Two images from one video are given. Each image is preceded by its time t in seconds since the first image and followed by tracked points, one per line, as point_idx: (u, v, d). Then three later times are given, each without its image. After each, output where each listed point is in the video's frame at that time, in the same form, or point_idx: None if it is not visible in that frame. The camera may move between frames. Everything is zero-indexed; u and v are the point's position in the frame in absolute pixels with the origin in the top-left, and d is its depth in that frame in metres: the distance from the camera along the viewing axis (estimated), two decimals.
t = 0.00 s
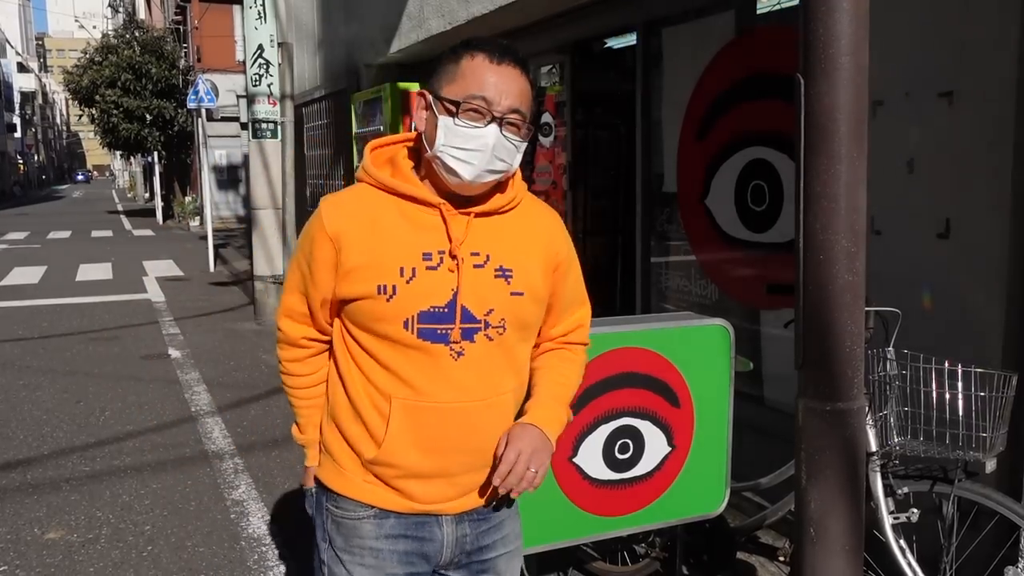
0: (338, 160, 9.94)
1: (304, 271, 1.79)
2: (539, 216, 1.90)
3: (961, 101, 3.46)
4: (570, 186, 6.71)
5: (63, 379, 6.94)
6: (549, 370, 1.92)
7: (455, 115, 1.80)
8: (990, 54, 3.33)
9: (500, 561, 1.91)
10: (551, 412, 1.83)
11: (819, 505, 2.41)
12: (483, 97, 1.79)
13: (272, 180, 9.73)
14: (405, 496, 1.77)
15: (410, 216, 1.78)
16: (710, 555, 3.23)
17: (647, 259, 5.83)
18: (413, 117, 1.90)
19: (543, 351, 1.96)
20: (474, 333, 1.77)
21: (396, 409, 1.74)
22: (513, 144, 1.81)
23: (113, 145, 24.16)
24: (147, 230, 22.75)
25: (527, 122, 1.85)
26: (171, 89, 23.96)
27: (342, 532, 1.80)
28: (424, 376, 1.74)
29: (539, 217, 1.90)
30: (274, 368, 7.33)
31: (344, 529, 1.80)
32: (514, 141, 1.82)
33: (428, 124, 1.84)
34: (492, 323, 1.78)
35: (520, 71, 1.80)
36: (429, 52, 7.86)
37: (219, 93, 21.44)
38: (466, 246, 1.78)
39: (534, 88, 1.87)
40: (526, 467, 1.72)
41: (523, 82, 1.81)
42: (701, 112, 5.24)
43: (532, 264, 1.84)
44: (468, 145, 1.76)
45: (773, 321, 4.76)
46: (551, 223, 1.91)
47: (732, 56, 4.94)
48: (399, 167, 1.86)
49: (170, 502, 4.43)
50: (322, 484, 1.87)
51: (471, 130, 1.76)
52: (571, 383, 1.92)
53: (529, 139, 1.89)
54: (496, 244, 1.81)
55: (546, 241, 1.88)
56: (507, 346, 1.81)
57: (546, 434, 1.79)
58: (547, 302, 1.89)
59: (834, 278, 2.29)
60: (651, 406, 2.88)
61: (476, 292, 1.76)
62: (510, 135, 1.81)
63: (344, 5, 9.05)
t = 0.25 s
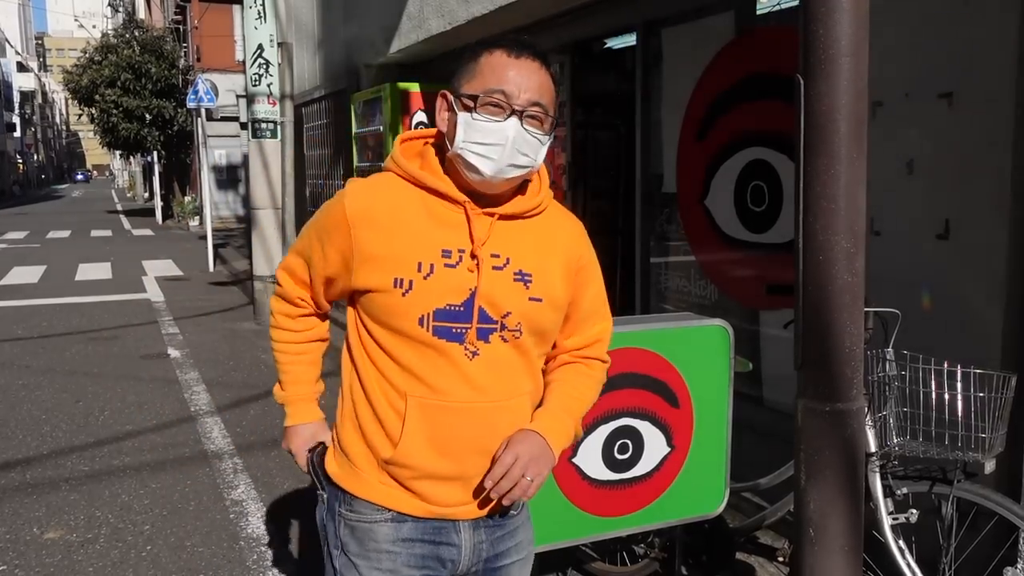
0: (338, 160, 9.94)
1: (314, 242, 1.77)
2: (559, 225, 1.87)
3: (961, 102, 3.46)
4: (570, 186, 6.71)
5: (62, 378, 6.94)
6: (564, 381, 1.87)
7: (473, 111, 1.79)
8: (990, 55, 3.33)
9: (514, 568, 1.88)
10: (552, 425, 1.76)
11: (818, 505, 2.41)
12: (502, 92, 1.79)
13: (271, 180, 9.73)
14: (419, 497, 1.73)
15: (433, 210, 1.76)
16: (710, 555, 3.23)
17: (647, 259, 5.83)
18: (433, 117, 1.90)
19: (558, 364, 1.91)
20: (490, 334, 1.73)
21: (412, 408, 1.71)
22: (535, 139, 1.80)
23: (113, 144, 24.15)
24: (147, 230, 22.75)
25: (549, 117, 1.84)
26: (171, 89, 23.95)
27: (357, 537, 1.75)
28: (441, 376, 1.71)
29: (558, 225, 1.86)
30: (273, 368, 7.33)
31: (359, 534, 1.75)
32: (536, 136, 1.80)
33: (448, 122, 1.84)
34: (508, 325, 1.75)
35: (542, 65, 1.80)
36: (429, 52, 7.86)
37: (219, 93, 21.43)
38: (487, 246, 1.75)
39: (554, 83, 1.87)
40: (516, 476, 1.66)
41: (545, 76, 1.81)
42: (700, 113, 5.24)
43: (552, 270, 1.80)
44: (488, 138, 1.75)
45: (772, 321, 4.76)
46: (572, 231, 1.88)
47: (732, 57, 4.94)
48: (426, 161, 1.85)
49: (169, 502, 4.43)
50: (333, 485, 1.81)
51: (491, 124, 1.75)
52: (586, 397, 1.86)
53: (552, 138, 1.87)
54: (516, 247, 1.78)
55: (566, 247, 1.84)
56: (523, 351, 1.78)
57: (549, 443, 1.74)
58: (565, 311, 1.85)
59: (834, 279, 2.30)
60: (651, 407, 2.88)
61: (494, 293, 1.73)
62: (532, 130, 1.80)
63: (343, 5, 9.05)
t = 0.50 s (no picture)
0: (337, 160, 9.94)
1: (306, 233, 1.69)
2: (562, 226, 1.85)
3: (960, 103, 3.46)
4: (569, 186, 6.71)
5: (61, 379, 6.94)
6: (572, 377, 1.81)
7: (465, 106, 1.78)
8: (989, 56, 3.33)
9: None
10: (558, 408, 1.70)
11: (816, 506, 2.41)
12: (493, 85, 1.77)
13: (271, 181, 9.72)
14: (428, 509, 1.68)
15: (436, 208, 1.74)
16: (708, 556, 3.23)
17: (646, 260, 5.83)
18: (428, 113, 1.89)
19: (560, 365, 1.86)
20: (497, 333, 1.70)
21: (420, 413, 1.65)
22: (530, 130, 1.78)
23: (112, 145, 24.15)
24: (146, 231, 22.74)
25: (543, 106, 1.82)
26: (170, 89, 23.94)
27: (364, 557, 1.69)
28: (448, 378, 1.66)
29: (561, 226, 1.85)
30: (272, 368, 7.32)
31: (366, 554, 1.69)
32: (531, 127, 1.78)
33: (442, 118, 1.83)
34: (515, 324, 1.71)
35: (533, 55, 1.78)
36: (429, 53, 7.86)
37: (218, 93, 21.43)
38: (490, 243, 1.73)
39: (548, 71, 1.84)
40: (512, 461, 1.57)
41: (536, 65, 1.78)
42: (700, 113, 5.24)
43: (557, 268, 1.79)
44: (481, 132, 1.73)
45: (772, 322, 4.76)
46: (574, 232, 1.87)
47: (732, 57, 4.93)
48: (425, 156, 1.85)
49: (168, 503, 4.42)
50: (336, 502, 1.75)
51: (482, 117, 1.74)
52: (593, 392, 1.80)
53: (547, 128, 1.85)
54: (519, 244, 1.76)
55: (570, 248, 1.84)
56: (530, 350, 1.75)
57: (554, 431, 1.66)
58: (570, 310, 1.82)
59: (833, 279, 2.29)
60: (650, 406, 2.87)
61: (500, 290, 1.70)
62: (526, 121, 1.78)
63: (343, 5, 9.05)
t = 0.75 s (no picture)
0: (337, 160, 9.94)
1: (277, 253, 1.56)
2: (528, 218, 1.82)
3: (960, 104, 3.46)
4: (569, 187, 6.71)
5: (60, 379, 6.94)
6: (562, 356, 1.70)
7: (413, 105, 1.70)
8: (988, 56, 3.33)
9: None
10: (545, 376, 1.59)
11: (816, 506, 2.41)
12: (440, 80, 1.68)
13: (271, 181, 9.73)
14: (419, 539, 1.59)
15: (397, 219, 1.66)
16: (707, 557, 3.21)
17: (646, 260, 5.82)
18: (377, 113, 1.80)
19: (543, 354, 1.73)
20: (478, 343, 1.64)
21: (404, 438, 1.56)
22: (483, 123, 1.71)
23: (112, 146, 24.16)
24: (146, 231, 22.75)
25: (495, 95, 1.73)
26: (169, 90, 23.95)
27: None
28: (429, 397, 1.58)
29: (529, 223, 1.80)
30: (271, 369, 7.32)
31: None
32: (484, 121, 1.71)
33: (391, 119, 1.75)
34: (496, 330, 1.66)
35: (477, 44, 1.68)
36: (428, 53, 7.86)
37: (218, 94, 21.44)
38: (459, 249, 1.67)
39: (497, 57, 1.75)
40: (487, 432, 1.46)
41: (483, 54, 1.69)
42: (699, 113, 5.24)
43: (528, 264, 1.74)
44: (432, 132, 1.67)
45: (772, 322, 4.76)
46: (538, 224, 1.82)
47: (731, 57, 4.93)
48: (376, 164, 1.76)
49: (167, 504, 4.42)
50: (322, 536, 1.68)
51: (432, 118, 1.67)
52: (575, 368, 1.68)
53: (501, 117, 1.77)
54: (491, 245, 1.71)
55: (541, 244, 1.79)
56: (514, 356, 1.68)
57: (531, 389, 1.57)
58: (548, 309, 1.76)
59: (832, 280, 2.29)
60: (648, 407, 2.87)
61: (473, 297, 1.65)
62: (479, 114, 1.71)
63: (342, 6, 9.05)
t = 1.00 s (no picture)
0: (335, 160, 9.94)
1: (256, 285, 1.48)
2: (483, 218, 1.80)
3: (959, 102, 3.45)
4: (567, 186, 6.70)
5: (59, 380, 6.94)
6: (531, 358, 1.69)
7: (389, 136, 1.55)
8: (987, 54, 3.32)
9: None
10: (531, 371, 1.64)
11: (815, 506, 2.40)
12: (420, 110, 1.53)
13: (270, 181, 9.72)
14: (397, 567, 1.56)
15: (352, 235, 1.60)
16: (706, 556, 3.20)
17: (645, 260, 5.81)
18: (331, 125, 1.63)
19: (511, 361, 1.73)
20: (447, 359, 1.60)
21: (378, 468, 1.51)
22: (458, 152, 1.63)
23: (110, 147, 24.15)
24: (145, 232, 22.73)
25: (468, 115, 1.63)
26: (168, 91, 23.95)
27: None
28: (402, 423, 1.53)
29: (484, 227, 1.78)
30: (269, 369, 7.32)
31: None
32: (460, 149, 1.63)
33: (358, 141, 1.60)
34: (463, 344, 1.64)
35: (460, 68, 1.53)
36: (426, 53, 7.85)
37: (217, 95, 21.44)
38: (417, 262, 1.64)
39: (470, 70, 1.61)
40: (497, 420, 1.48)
41: (465, 79, 1.55)
42: (698, 113, 5.23)
43: (487, 272, 1.73)
44: (412, 171, 1.56)
45: (770, 322, 4.75)
46: (496, 225, 1.80)
47: (730, 57, 4.93)
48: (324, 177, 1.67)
49: (166, 504, 4.42)
50: (288, 568, 1.63)
51: (415, 157, 1.55)
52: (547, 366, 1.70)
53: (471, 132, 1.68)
54: (447, 253, 1.69)
55: (498, 249, 1.78)
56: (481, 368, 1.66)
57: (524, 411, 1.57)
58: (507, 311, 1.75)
59: (831, 278, 2.29)
60: (647, 406, 2.87)
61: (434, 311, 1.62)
62: (455, 143, 1.62)
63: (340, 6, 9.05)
